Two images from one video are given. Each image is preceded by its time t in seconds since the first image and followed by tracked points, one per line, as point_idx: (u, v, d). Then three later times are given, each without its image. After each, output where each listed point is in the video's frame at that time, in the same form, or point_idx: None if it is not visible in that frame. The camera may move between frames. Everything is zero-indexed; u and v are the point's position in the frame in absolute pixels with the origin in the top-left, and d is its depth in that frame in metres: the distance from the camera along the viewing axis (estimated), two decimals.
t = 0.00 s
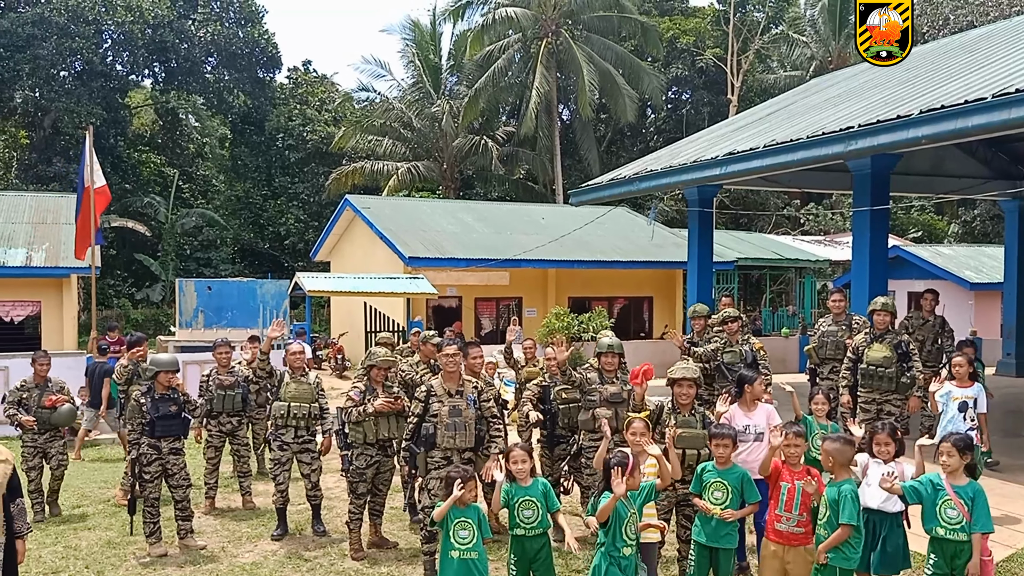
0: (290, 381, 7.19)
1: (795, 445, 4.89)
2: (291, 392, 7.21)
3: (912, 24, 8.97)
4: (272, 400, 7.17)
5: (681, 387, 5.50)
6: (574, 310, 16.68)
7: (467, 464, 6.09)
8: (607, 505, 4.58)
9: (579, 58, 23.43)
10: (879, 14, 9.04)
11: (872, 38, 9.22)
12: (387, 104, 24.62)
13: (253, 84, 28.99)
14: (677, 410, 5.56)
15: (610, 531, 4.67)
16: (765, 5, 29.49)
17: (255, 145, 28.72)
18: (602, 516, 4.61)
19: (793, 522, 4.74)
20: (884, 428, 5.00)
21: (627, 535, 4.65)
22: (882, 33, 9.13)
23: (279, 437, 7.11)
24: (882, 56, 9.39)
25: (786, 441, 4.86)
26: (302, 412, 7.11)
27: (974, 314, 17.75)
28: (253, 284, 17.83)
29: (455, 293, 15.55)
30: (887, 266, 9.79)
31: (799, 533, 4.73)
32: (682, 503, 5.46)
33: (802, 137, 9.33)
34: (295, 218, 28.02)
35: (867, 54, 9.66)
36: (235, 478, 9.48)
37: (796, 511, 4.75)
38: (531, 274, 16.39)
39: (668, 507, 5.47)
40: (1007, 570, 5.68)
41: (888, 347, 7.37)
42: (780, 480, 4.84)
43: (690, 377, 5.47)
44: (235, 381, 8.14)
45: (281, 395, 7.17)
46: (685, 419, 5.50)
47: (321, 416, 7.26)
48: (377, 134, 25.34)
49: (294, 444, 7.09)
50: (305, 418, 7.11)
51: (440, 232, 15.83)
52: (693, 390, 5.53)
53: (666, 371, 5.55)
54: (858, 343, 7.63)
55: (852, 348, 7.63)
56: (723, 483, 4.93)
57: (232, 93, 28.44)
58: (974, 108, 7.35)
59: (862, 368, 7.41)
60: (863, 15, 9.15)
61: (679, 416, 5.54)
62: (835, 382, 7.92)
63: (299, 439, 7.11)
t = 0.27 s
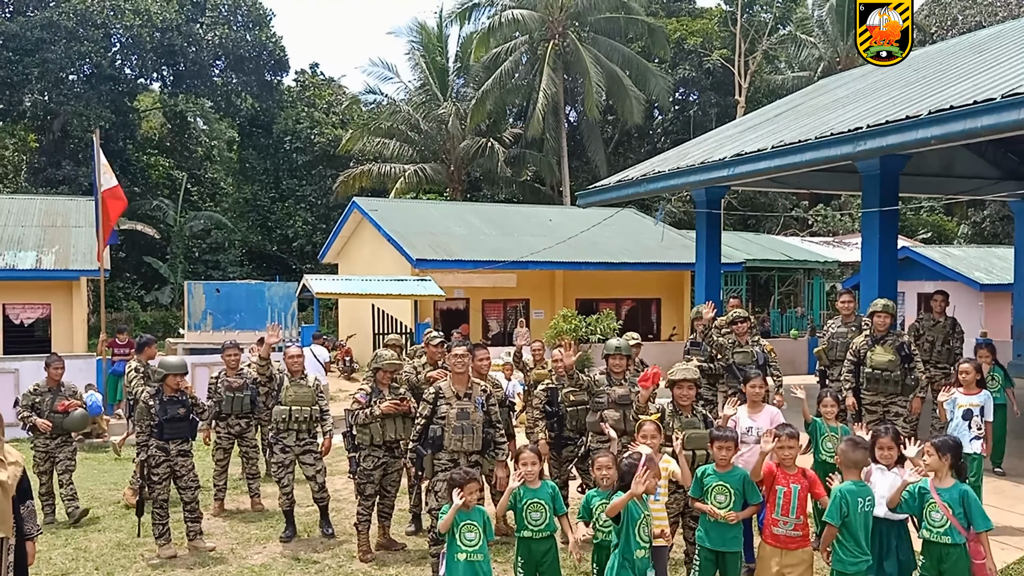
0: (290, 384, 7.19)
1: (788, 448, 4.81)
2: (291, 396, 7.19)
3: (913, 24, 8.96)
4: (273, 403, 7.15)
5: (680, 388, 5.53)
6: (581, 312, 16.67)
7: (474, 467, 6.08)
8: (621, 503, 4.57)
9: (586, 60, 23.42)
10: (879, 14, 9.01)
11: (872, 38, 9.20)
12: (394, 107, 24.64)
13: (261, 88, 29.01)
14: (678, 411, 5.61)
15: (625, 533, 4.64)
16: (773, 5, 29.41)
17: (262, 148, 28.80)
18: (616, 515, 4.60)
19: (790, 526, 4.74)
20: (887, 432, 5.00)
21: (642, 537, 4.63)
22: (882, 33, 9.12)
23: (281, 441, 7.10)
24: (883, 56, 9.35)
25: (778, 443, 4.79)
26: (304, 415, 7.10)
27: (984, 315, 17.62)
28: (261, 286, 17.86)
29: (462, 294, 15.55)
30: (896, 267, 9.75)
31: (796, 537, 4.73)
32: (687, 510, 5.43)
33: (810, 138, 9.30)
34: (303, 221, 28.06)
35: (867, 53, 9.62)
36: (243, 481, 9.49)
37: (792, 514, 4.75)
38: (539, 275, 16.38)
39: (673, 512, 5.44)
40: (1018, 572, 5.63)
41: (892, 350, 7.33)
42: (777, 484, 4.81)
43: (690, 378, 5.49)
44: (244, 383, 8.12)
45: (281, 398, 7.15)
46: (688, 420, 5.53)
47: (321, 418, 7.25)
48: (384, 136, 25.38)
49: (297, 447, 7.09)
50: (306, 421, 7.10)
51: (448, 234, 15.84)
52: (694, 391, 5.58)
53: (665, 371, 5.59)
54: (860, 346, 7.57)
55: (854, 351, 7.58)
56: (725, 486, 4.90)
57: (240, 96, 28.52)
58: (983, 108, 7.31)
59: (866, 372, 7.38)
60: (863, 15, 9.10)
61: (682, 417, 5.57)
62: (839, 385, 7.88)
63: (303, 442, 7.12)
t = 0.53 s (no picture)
0: (292, 388, 7.20)
1: (796, 451, 4.82)
2: (293, 399, 7.24)
3: (913, 24, 9.00)
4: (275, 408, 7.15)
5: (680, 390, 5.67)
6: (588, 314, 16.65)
7: (480, 469, 6.08)
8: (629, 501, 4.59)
9: (592, 62, 23.41)
10: (879, 14, 9.03)
11: (872, 38, 9.20)
12: (401, 110, 24.65)
13: (268, 91, 29.21)
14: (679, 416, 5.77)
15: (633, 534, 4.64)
16: (779, 7, 29.33)
17: (269, 152, 28.87)
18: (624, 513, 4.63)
19: (799, 529, 4.71)
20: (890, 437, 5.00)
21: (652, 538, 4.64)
22: (881, 33, 9.13)
23: (284, 444, 7.10)
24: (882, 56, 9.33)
25: (786, 446, 4.80)
26: (307, 417, 7.10)
27: (994, 317, 17.48)
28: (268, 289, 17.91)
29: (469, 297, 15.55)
30: (904, 269, 9.71)
31: (804, 540, 4.69)
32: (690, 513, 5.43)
33: (817, 139, 9.27)
34: (310, 224, 28.10)
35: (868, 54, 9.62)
36: (250, 483, 9.50)
37: (802, 518, 4.72)
38: (545, 278, 16.38)
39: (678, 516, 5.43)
40: None
41: (896, 353, 7.29)
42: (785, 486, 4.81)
43: (691, 380, 5.66)
44: (251, 386, 8.00)
45: (284, 402, 7.16)
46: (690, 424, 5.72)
47: (325, 420, 7.27)
48: (391, 139, 25.41)
49: (301, 450, 7.10)
50: (310, 424, 7.11)
51: (455, 237, 15.85)
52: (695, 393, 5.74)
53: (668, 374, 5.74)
54: (862, 349, 7.52)
55: (856, 354, 7.53)
56: (721, 488, 4.92)
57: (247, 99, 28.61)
58: (991, 109, 7.27)
59: (872, 375, 7.30)
60: (862, 15, 9.14)
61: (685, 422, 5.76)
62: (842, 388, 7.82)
63: (307, 444, 7.13)
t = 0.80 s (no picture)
0: (298, 391, 7.21)
1: (808, 455, 4.76)
2: (298, 402, 7.22)
3: (913, 24, 9.06)
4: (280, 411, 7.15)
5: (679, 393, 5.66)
6: (595, 316, 16.63)
7: (487, 471, 6.08)
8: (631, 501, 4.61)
9: (599, 64, 23.41)
10: (879, 14, 9.12)
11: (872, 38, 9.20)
12: (408, 112, 24.68)
13: (275, 94, 29.17)
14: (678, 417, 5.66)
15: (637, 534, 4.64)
16: (786, 8, 29.26)
17: (277, 154, 28.97)
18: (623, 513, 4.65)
19: (812, 533, 4.70)
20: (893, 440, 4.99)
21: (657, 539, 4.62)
22: (882, 34, 9.14)
23: (291, 446, 7.11)
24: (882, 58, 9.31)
25: (798, 451, 4.74)
26: (314, 420, 7.12)
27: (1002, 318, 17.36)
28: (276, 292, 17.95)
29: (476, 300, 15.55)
30: (912, 270, 9.66)
31: (817, 544, 4.68)
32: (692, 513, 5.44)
33: (824, 141, 9.24)
34: (317, 226, 28.17)
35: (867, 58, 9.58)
36: (257, 485, 9.53)
37: (816, 521, 4.71)
38: (553, 281, 16.37)
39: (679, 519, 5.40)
40: None
41: (901, 355, 7.25)
42: (799, 490, 4.77)
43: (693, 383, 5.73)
44: (257, 389, 8.08)
45: (290, 405, 7.18)
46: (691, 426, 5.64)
47: (331, 422, 7.28)
48: (398, 142, 25.47)
49: (308, 452, 7.11)
50: (317, 426, 7.13)
51: (462, 239, 15.85)
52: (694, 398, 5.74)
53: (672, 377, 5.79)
54: (867, 351, 7.50)
55: (861, 356, 7.50)
56: (724, 490, 4.93)
57: (255, 102, 28.71)
58: (999, 110, 7.23)
59: (878, 377, 7.27)
60: (863, 14, 9.24)
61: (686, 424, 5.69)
62: (847, 390, 7.79)
63: (313, 446, 7.14)
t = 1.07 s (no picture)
0: (305, 394, 7.22)
1: (817, 458, 4.75)
2: (305, 405, 7.23)
3: (912, 25, 9.06)
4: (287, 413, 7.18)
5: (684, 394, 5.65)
6: (602, 318, 16.63)
7: (494, 474, 6.09)
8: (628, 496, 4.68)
9: (605, 66, 23.38)
10: (879, 14, 9.17)
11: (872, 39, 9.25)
12: (414, 115, 24.70)
13: (282, 97, 29.25)
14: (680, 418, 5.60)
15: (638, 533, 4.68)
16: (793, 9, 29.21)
17: (284, 158, 29.05)
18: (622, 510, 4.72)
19: (821, 536, 4.70)
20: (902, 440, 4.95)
21: (656, 539, 4.61)
22: (882, 33, 9.17)
23: (298, 449, 7.14)
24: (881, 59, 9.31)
25: (807, 454, 4.73)
26: (320, 423, 7.14)
27: (1009, 319, 17.29)
28: (283, 295, 17.99)
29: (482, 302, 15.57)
30: (919, 272, 9.64)
31: (824, 546, 4.68)
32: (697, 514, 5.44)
33: (830, 143, 9.23)
34: (324, 229, 28.21)
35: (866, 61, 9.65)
36: (264, 488, 9.56)
37: (824, 525, 4.70)
38: (560, 283, 16.38)
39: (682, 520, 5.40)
40: None
41: (907, 356, 7.23)
42: (807, 492, 4.76)
43: (695, 385, 5.67)
44: (263, 392, 8.07)
45: (297, 408, 7.20)
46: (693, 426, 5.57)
47: (337, 425, 7.30)
48: (404, 145, 25.50)
49: (314, 455, 7.13)
50: (323, 429, 7.15)
51: (468, 242, 15.87)
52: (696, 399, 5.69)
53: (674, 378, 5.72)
54: (873, 353, 7.48)
55: (868, 358, 7.49)
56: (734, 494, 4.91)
57: (261, 106, 28.76)
58: (1004, 112, 7.21)
59: (884, 379, 7.26)
60: (863, 14, 9.29)
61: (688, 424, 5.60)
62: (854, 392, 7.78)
63: (320, 449, 7.16)
